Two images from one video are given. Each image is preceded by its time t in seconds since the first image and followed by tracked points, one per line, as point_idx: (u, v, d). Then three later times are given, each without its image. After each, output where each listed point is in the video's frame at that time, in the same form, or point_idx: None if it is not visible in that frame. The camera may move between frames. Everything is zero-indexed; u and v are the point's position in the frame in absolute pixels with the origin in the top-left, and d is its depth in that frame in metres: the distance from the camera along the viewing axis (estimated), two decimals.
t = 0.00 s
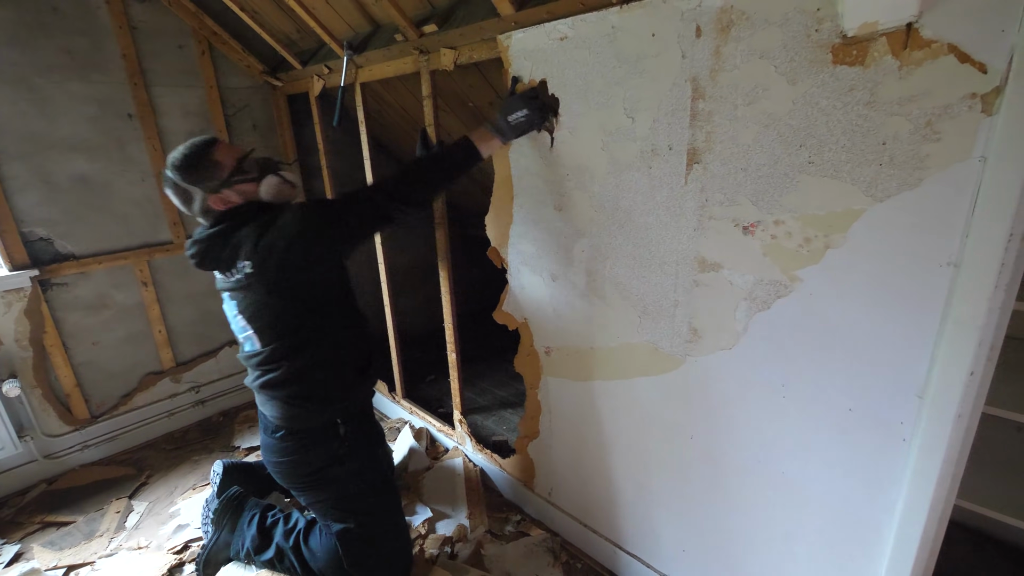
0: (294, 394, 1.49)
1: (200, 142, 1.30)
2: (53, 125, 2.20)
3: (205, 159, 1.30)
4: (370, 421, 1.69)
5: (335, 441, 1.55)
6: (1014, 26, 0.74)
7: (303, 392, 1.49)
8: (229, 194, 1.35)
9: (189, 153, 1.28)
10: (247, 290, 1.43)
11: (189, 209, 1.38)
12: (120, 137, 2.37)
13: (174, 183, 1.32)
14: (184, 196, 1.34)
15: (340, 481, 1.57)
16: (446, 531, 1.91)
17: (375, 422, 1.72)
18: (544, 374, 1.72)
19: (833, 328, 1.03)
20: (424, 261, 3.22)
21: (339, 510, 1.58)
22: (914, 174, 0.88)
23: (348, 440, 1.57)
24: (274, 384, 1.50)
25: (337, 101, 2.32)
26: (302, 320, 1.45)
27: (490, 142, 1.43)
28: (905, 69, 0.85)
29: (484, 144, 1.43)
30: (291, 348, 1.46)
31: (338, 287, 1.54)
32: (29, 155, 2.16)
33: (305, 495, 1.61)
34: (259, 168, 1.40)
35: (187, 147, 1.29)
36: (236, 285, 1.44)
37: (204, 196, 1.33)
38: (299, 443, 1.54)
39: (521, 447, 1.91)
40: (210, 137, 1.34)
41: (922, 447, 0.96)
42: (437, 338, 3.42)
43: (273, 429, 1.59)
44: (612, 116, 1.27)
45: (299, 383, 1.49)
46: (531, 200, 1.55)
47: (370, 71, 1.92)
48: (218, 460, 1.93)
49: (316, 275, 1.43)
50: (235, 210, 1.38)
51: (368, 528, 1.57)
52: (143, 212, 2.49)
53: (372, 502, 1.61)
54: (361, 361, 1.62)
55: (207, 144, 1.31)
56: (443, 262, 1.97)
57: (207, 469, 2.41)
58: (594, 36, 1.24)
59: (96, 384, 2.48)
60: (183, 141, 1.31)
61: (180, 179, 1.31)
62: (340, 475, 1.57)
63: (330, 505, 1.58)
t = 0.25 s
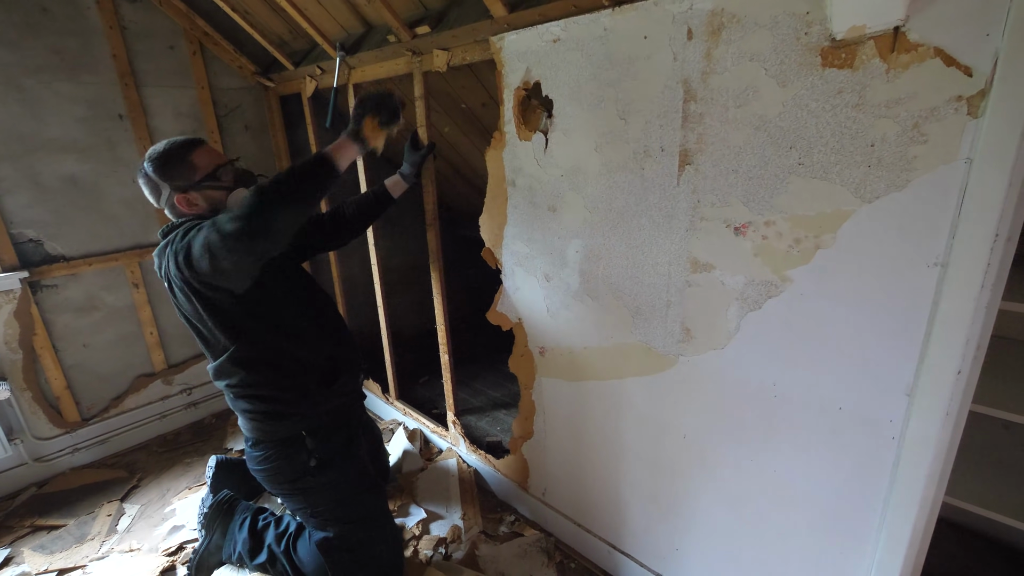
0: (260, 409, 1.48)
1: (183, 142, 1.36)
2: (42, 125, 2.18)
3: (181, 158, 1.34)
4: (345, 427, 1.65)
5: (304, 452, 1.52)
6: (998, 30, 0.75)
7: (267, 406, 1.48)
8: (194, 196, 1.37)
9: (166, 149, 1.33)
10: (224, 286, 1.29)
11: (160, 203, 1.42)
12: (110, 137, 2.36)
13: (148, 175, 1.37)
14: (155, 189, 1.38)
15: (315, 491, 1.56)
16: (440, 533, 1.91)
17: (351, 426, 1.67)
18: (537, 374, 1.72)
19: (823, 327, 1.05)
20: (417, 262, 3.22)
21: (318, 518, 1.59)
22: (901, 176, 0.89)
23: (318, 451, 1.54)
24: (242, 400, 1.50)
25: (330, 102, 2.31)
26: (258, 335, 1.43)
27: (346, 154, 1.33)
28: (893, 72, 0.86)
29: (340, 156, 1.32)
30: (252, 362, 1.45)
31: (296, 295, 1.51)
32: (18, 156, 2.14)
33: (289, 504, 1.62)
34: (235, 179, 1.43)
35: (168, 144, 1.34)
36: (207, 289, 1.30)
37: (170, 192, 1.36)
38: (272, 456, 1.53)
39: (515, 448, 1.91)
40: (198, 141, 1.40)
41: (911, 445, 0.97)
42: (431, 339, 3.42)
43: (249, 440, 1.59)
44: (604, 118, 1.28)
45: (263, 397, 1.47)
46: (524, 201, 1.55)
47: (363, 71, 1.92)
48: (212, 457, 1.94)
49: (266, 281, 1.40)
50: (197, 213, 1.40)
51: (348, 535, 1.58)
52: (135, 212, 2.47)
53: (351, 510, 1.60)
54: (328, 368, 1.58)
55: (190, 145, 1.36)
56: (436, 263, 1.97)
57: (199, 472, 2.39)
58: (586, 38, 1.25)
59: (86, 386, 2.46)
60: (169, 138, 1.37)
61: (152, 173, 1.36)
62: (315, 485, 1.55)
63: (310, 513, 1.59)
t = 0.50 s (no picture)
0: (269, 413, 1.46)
1: (212, 138, 1.35)
2: (41, 128, 2.18)
3: (210, 155, 1.34)
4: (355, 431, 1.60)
5: (312, 456, 1.50)
6: (991, 36, 0.76)
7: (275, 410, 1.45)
8: (220, 194, 1.37)
9: (195, 145, 1.32)
10: (265, 323, 1.14)
11: (182, 196, 1.40)
12: (109, 140, 2.36)
13: (174, 167, 1.35)
14: (179, 182, 1.36)
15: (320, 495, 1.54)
16: (439, 536, 1.91)
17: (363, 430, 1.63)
18: (536, 377, 1.72)
19: (820, 329, 1.05)
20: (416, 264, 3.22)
21: (323, 521, 1.57)
22: (897, 179, 0.90)
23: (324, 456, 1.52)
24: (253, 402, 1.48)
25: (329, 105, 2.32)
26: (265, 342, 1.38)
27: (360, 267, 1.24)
28: (887, 77, 0.87)
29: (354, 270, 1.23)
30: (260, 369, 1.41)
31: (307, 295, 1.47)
32: (17, 158, 2.14)
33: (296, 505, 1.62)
34: (262, 179, 1.43)
35: (197, 139, 1.33)
36: (248, 329, 1.13)
37: (197, 187, 1.35)
38: (278, 460, 1.51)
39: (513, 450, 1.91)
40: (225, 137, 1.39)
41: (909, 446, 0.98)
42: (429, 341, 3.42)
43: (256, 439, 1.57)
44: (602, 122, 1.28)
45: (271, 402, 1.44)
46: (523, 204, 1.56)
47: (362, 75, 1.92)
48: (210, 461, 1.93)
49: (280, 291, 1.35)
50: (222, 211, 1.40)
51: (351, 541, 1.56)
52: (133, 215, 2.47)
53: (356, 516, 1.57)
54: (339, 373, 1.53)
55: (218, 142, 1.36)
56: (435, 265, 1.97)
57: (197, 475, 2.39)
58: (584, 42, 1.26)
59: (83, 389, 2.45)
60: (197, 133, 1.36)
61: (178, 166, 1.34)
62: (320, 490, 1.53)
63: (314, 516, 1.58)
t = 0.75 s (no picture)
0: (302, 402, 1.49)
1: (246, 135, 1.35)
2: (43, 129, 2.18)
3: (245, 153, 1.34)
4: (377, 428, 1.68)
5: (339, 450, 1.55)
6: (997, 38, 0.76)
7: (309, 400, 1.48)
8: (257, 191, 1.37)
9: (230, 143, 1.33)
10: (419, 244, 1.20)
11: (221, 196, 1.42)
12: (111, 141, 2.36)
13: (210, 167, 1.36)
14: (216, 181, 1.38)
15: (340, 488, 1.57)
16: (439, 537, 1.90)
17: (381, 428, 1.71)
18: (538, 378, 1.72)
19: (822, 332, 1.05)
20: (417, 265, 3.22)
21: (338, 516, 1.57)
22: (900, 182, 0.89)
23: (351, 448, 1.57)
24: (284, 391, 1.50)
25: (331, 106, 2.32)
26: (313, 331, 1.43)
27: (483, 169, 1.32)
28: (892, 80, 0.87)
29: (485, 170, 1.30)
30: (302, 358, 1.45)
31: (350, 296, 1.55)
32: (19, 159, 2.14)
33: (308, 498, 1.61)
34: (297, 174, 1.43)
35: (231, 137, 1.34)
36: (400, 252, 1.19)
37: (233, 185, 1.36)
38: (304, 450, 1.53)
39: (514, 452, 1.91)
40: (258, 134, 1.39)
41: (912, 450, 0.97)
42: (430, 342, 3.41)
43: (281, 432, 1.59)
44: (605, 123, 1.28)
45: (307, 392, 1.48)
46: (525, 205, 1.55)
47: (364, 76, 1.92)
48: (210, 464, 1.92)
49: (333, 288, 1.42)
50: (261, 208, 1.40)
51: (365, 537, 1.56)
52: (135, 216, 2.48)
53: (372, 511, 1.59)
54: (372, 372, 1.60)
55: (252, 138, 1.36)
56: (437, 266, 1.97)
57: (198, 475, 2.39)
58: (587, 45, 1.25)
59: (85, 389, 2.45)
60: (230, 130, 1.36)
61: (215, 166, 1.35)
62: (340, 482, 1.56)
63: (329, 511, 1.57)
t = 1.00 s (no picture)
0: (325, 397, 1.48)
1: (290, 133, 1.32)
2: (46, 127, 2.19)
3: (290, 151, 1.31)
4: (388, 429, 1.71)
5: (355, 446, 1.56)
6: (999, 45, 0.76)
7: (333, 396, 1.48)
8: (304, 189, 1.36)
9: (275, 142, 1.30)
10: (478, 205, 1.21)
11: (263, 194, 1.39)
12: (113, 139, 2.36)
13: (254, 167, 1.34)
14: (261, 181, 1.35)
15: (354, 485, 1.56)
16: (438, 539, 1.90)
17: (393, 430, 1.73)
18: (539, 380, 1.72)
19: (823, 336, 1.05)
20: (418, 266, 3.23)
21: (346, 514, 1.55)
22: (902, 187, 0.89)
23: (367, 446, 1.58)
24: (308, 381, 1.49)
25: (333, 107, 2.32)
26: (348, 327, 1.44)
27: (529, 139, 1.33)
28: (894, 84, 0.87)
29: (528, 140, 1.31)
30: (331, 352, 1.45)
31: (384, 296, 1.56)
32: (21, 157, 2.14)
33: (315, 494, 1.60)
34: (339, 170, 1.41)
35: (274, 135, 1.31)
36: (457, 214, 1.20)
37: (280, 185, 1.34)
38: (321, 445, 1.53)
39: (514, 454, 1.91)
40: (300, 130, 1.35)
41: (912, 454, 0.97)
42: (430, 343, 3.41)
43: (296, 424, 1.58)
44: (607, 125, 1.28)
45: (332, 387, 1.47)
46: (528, 206, 1.56)
47: (367, 77, 1.92)
48: (208, 464, 1.91)
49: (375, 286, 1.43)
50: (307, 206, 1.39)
51: (374, 537, 1.55)
52: (137, 214, 2.48)
53: (382, 511, 1.59)
54: (393, 371, 1.62)
55: (293, 136, 1.33)
56: (439, 267, 1.98)
57: (197, 475, 2.38)
58: (590, 47, 1.26)
59: (84, 387, 2.45)
60: (271, 128, 1.33)
61: (260, 165, 1.32)
62: (354, 480, 1.56)
63: (338, 509, 1.56)
